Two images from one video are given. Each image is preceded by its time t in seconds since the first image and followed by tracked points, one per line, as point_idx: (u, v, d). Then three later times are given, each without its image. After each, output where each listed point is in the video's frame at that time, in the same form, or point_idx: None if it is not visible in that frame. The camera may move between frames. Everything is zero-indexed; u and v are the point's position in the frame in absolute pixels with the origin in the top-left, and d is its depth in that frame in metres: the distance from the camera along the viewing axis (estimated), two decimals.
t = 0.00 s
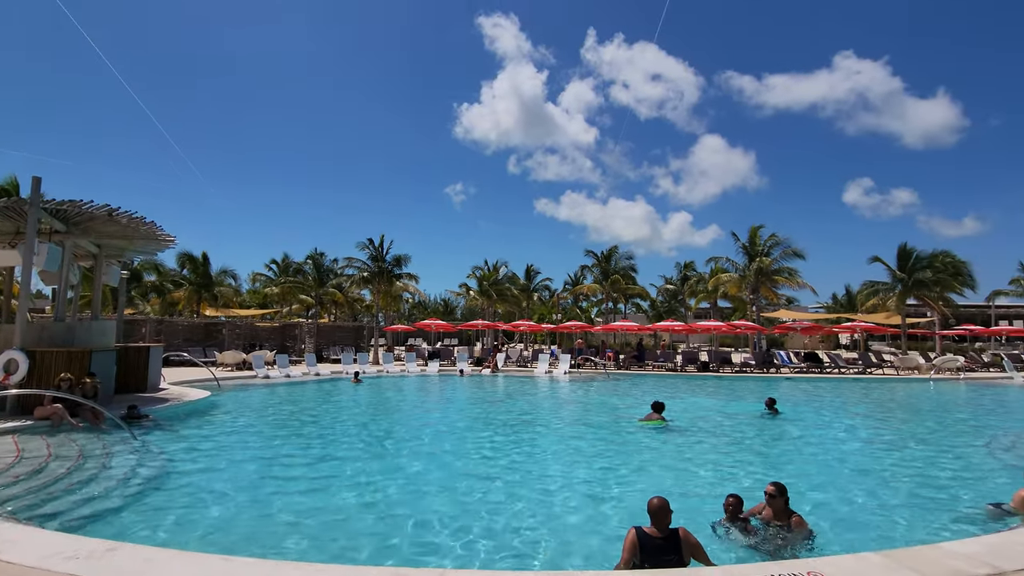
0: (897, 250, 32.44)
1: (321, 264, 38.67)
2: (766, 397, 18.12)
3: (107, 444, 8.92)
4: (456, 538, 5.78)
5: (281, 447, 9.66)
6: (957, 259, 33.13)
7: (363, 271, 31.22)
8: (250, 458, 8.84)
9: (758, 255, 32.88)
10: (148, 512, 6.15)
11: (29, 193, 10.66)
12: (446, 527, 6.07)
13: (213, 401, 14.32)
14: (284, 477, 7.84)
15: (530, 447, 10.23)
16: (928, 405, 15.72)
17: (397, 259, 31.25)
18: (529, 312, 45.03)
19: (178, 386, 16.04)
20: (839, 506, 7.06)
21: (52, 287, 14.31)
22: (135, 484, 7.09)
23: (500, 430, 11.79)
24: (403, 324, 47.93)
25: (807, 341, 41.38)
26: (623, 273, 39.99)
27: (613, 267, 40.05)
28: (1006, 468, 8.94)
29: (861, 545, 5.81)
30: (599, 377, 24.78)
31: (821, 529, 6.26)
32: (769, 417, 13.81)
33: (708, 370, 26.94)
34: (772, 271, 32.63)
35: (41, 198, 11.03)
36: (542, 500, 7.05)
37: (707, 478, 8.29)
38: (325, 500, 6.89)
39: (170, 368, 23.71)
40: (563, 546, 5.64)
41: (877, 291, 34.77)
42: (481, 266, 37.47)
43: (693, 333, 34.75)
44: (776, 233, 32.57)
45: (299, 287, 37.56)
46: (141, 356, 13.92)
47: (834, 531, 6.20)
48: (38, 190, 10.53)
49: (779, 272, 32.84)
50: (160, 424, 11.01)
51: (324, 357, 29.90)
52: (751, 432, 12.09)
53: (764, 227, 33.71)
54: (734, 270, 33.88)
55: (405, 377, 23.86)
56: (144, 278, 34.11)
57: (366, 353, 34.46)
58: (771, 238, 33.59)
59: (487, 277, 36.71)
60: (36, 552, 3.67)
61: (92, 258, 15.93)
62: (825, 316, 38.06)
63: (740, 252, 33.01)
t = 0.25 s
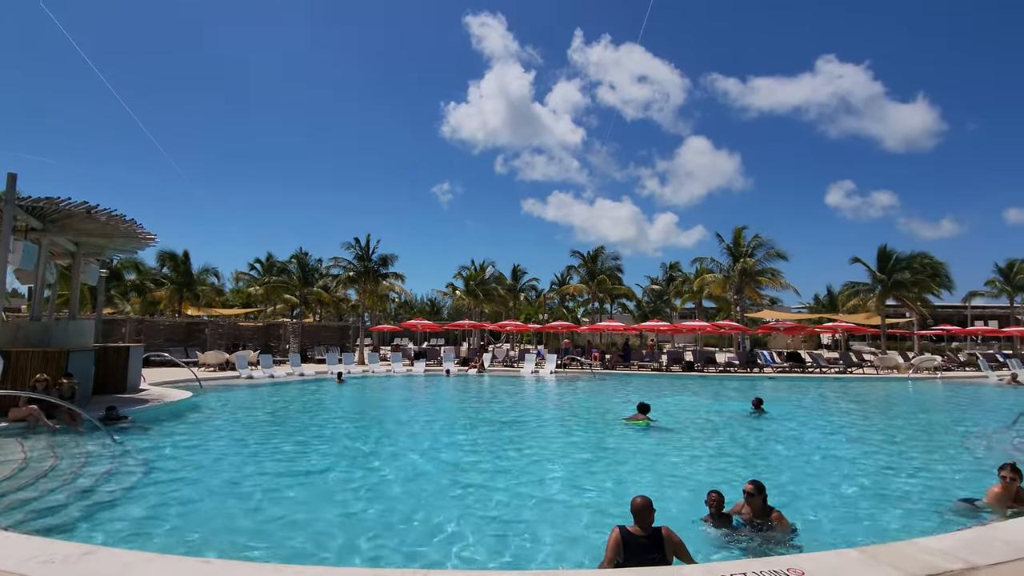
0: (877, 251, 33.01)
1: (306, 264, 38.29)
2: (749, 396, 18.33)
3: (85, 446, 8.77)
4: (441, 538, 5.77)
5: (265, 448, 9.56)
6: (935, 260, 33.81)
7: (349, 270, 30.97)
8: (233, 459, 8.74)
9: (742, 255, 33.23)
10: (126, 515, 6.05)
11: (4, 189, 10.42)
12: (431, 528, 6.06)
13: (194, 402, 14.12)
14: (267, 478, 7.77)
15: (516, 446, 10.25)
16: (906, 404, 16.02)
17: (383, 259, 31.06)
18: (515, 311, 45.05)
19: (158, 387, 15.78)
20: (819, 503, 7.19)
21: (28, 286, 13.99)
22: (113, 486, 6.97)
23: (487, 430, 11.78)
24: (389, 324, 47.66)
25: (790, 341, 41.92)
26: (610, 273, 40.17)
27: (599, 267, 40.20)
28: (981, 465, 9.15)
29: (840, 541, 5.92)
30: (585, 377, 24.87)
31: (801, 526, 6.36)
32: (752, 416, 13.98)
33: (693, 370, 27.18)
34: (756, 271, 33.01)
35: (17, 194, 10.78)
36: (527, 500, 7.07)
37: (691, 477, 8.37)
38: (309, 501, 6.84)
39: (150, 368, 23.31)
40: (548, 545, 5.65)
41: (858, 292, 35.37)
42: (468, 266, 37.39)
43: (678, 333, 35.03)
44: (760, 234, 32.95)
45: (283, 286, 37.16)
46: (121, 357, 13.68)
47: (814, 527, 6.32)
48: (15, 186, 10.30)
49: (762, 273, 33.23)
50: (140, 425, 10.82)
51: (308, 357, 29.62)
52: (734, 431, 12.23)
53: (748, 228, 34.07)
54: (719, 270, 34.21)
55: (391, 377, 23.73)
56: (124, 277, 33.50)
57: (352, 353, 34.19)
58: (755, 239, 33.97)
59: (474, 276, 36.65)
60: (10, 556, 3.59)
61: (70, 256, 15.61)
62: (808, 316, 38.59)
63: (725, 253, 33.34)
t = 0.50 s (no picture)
0: (859, 253, 33.52)
1: (291, 263, 37.92)
2: (734, 396, 18.52)
3: (64, 448, 8.60)
4: (426, 540, 5.76)
5: (248, 449, 9.46)
6: (915, 262, 34.41)
7: (335, 270, 30.72)
8: (216, 460, 8.64)
9: (728, 256, 33.55)
10: (105, 519, 5.94)
11: None
12: (416, 529, 6.03)
13: (177, 403, 13.92)
14: (250, 480, 7.69)
15: (502, 446, 10.26)
16: (886, 403, 16.29)
17: (370, 258, 30.86)
18: (503, 311, 45.04)
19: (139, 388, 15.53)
20: (801, 501, 7.29)
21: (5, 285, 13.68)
22: (92, 489, 6.85)
23: (473, 430, 11.76)
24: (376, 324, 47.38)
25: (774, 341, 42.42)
26: (597, 273, 40.32)
27: (587, 267, 40.34)
28: (959, 463, 9.33)
29: (821, 538, 6.01)
30: (572, 377, 24.96)
31: (783, 524, 6.44)
32: (736, 415, 14.13)
33: (679, 369, 27.40)
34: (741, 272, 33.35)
35: None
36: (514, 500, 7.08)
37: (676, 476, 8.43)
38: (293, 502, 6.78)
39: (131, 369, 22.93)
40: (534, 545, 5.66)
41: (840, 293, 35.89)
42: (456, 266, 37.29)
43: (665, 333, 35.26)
44: (745, 235, 33.28)
45: (268, 285, 36.77)
46: (101, 357, 13.44)
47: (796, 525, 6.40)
48: None
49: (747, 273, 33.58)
50: (120, 427, 10.64)
51: (293, 357, 29.34)
52: (718, 430, 12.35)
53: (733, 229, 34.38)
54: (705, 271, 34.51)
55: (377, 378, 23.60)
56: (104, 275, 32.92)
57: (338, 353, 33.94)
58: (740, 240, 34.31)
59: (462, 276, 36.57)
60: None
61: (48, 254, 15.29)
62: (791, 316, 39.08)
63: (710, 253, 33.63)
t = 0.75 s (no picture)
0: (843, 254, 34.00)
1: (278, 262, 37.57)
2: (720, 395, 18.70)
3: (41, 450, 8.44)
4: (412, 541, 5.73)
5: (233, 450, 9.38)
6: (897, 263, 35.00)
7: (322, 269, 30.48)
8: (199, 462, 8.55)
9: (714, 257, 33.84)
10: (83, 521, 5.84)
11: None
12: (401, 530, 6.00)
13: (160, 404, 13.74)
14: (234, 481, 7.62)
15: (489, 446, 10.28)
16: (868, 401, 16.53)
17: (358, 258, 30.67)
18: (491, 311, 45.06)
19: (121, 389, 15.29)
20: (783, 499, 7.38)
21: None
22: (71, 491, 6.73)
23: (461, 430, 11.76)
24: (363, 324, 47.10)
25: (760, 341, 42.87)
26: (585, 273, 40.45)
27: (575, 268, 40.47)
28: (938, 460, 9.50)
29: (803, 535, 6.09)
30: (560, 376, 25.02)
31: (767, 522, 6.53)
32: (722, 415, 14.28)
33: (666, 369, 27.60)
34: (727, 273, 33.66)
35: None
36: (500, 499, 7.09)
37: (662, 475, 8.49)
38: (278, 504, 6.73)
39: (113, 369, 22.55)
40: (519, 545, 5.66)
41: (824, 293, 36.40)
42: (444, 265, 37.19)
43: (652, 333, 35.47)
44: (731, 236, 33.58)
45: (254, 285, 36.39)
46: (82, 357, 13.20)
47: (779, 523, 6.48)
48: None
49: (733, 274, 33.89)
50: (101, 428, 10.47)
51: (279, 358, 29.07)
52: (704, 429, 12.47)
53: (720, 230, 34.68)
54: (691, 271, 34.78)
55: (365, 378, 23.48)
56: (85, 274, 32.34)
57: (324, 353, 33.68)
58: (726, 241, 34.62)
59: (450, 276, 36.50)
60: None
61: (27, 252, 14.99)
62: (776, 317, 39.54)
63: (697, 254, 33.90)
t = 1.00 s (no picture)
0: (828, 254, 34.44)
1: (264, 261, 37.22)
2: (707, 395, 18.84)
3: (19, 452, 8.29)
4: (398, 541, 5.72)
5: (219, 451, 9.28)
6: (880, 264, 35.54)
7: (310, 269, 30.24)
8: (184, 463, 8.45)
9: (701, 257, 34.11)
10: (62, 525, 5.75)
11: None
12: (388, 530, 5.98)
13: (143, 405, 13.55)
14: (219, 482, 7.55)
15: (477, 446, 10.27)
16: (852, 401, 16.76)
17: (346, 257, 30.49)
18: (480, 311, 45.02)
19: (104, 389, 15.06)
20: (768, 497, 7.46)
21: None
22: (50, 494, 6.62)
23: (449, 430, 11.74)
24: (351, 323, 46.81)
25: (746, 341, 43.29)
26: (574, 273, 40.56)
27: (564, 268, 40.57)
28: (918, 458, 9.66)
29: (787, 533, 6.16)
30: (549, 376, 25.06)
31: (752, 520, 6.59)
32: (709, 414, 14.40)
33: (654, 369, 27.76)
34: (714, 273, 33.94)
35: None
36: (487, 499, 7.09)
37: (650, 474, 8.53)
38: (263, 505, 6.68)
39: (95, 370, 22.21)
40: (506, 545, 5.66)
41: (810, 294, 36.85)
42: (432, 265, 37.09)
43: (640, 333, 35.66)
44: (718, 237, 33.87)
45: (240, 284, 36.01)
46: (62, 357, 12.98)
47: (763, 520, 6.54)
48: None
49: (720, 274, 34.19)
50: (82, 429, 10.30)
51: (266, 358, 28.79)
52: (691, 428, 12.56)
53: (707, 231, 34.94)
54: (679, 272, 35.03)
55: (352, 378, 23.34)
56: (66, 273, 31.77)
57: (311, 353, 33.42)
58: (713, 241, 34.90)
59: (438, 276, 36.41)
60: None
61: (6, 251, 14.71)
62: (762, 317, 39.96)
63: (685, 254, 34.14)
